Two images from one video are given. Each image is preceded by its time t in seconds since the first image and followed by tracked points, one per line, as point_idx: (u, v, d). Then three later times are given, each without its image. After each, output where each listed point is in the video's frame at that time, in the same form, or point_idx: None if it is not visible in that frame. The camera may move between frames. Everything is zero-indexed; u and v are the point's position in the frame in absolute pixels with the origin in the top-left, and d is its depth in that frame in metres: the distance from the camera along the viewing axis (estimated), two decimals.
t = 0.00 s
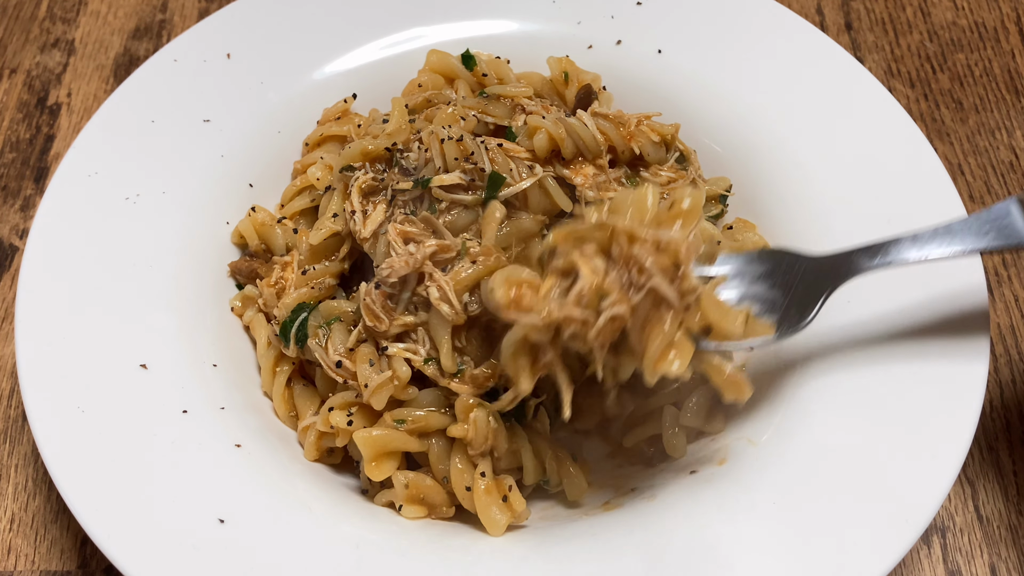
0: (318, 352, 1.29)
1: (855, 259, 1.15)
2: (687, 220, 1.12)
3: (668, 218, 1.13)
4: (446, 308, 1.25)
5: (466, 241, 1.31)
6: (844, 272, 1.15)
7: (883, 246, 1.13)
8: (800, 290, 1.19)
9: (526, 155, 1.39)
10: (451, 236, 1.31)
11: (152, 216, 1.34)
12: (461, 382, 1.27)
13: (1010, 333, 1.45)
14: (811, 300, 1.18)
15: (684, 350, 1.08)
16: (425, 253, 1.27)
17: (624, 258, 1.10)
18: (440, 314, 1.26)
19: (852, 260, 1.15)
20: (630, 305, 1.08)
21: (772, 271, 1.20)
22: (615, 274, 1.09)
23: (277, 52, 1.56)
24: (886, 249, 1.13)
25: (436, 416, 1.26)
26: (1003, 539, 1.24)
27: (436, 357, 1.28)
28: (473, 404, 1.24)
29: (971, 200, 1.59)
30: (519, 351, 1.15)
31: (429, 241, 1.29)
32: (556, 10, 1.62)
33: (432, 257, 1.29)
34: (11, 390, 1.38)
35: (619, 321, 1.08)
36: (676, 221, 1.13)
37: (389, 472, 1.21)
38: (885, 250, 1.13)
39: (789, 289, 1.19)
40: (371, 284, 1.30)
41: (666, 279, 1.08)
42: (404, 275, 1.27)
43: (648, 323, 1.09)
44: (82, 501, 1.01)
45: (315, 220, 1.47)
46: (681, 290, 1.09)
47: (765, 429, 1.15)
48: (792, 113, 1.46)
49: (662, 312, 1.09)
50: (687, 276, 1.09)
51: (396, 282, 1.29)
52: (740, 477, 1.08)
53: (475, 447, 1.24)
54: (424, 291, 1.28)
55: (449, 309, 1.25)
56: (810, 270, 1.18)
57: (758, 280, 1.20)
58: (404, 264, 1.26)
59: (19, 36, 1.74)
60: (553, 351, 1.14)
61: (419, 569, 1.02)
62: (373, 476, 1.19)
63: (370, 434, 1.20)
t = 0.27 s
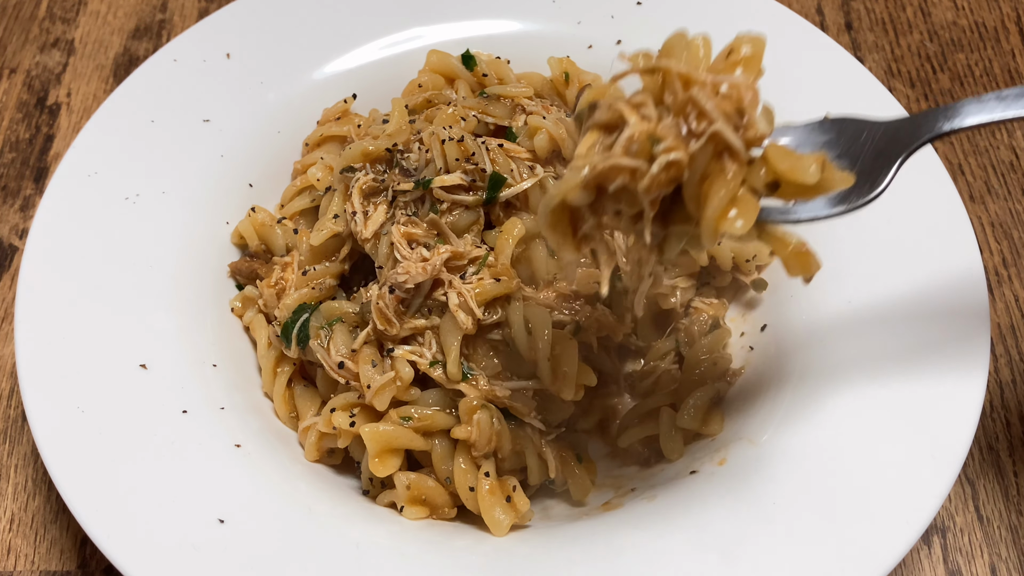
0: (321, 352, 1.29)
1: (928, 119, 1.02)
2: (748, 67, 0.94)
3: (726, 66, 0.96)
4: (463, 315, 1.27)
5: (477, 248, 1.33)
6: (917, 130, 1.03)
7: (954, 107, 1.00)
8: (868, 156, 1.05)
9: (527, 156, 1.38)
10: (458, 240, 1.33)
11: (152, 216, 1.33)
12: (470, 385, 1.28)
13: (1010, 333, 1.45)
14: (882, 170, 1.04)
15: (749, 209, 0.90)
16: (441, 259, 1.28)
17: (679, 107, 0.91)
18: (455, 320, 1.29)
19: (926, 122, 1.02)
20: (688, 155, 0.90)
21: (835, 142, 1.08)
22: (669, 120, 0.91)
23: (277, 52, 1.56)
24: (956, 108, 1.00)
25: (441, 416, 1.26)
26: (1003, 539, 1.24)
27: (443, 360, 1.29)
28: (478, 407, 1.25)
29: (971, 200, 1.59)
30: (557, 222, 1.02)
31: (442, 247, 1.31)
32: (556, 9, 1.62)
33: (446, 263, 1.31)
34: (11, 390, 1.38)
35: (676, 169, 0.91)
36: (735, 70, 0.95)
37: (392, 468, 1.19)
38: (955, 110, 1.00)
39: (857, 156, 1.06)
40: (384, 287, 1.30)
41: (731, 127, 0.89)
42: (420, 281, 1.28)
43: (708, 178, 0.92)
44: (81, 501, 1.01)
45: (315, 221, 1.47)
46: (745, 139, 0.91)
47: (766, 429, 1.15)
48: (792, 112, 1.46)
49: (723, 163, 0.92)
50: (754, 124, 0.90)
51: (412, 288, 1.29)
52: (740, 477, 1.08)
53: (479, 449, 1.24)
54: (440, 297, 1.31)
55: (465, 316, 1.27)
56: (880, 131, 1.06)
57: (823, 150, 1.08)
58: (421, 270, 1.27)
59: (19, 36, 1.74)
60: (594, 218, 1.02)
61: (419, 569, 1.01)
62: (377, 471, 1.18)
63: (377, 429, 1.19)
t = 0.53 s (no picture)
0: (322, 353, 1.29)
1: (940, 122, 1.05)
2: (756, 75, 0.97)
3: (733, 74, 0.98)
4: (467, 317, 1.26)
5: (479, 250, 1.33)
6: (927, 135, 1.06)
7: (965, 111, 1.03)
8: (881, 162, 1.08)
9: (528, 156, 1.37)
10: (459, 242, 1.33)
11: (152, 216, 1.33)
12: (473, 386, 1.28)
13: (1010, 333, 1.45)
14: (894, 176, 1.07)
15: (758, 225, 0.92)
16: (444, 261, 1.28)
17: (686, 121, 0.96)
18: (459, 321, 1.28)
19: (938, 126, 1.05)
20: (696, 169, 0.94)
21: (845, 146, 1.11)
22: (676, 133, 0.96)
23: (277, 51, 1.56)
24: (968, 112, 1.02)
25: (443, 416, 1.26)
26: (1003, 539, 1.24)
27: (445, 361, 1.29)
28: (480, 408, 1.25)
29: (971, 200, 1.59)
30: (563, 236, 1.07)
31: (446, 249, 1.30)
32: (556, 9, 1.62)
33: (449, 265, 1.31)
34: (11, 390, 1.38)
35: (683, 185, 0.95)
36: (742, 78, 0.97)
37: (394, 467, 1.20)
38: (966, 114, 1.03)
39: (869, 161, 1.09)
40: (387, 288, 1.30)
41: (737, 142, 0.93)
42: (424, 283, 1.27)
43: (717, 193, 0.96)
44: (81, 501, 1.01)
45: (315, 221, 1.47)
46: (753, 155, 0.94)
47: (766, 430, 1.15)
48: (792, 113, 1.46)
49: (732, 179, 0.95)
50: (763, 138, 0.93)
51: (415, 290, 1.29)
52: (741, 477, 1.08)
53: (480, 450, 1.24)
54: (443, 298, 1.31)
55: (469, 318, 1.26)
56: (891, 135, 1.08)
57: (833, 156, 1.11)
58: (425, 273, 1.27)
59: (19, 36, 1.74)
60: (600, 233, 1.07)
61: (419, 570, 1.01)
62: (379, 470, 1.18)
63: (380, 428, 1.20)
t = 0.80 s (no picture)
0: (322, 354, 1.29)
1: (905, 180, 1.07)
2: (725, 138, 1.05)
3: (704, 137, 1.05)
4: (469, 318, 1.25)
5: (479, 250, 1.32)
6: (893, 191, 1.08)
7: (930, 170, 1.05)
8: (848, 218, 1.10)
9: (528, 157, 1.37)
10: (459, 243, 1.33)
11: (152, 216, 1.33)
12: (474, 386, 1.28)
13: (1010, 333, 1.45)
14: (861, 233, 1.09)
15: (727, 283, 0.96)
16: (447, 263, 1.27)
17: (658, 186, 1.01)
18: (461, 322, 1.27)
19: (903, 181, 1.07)
20: (667, 232, 0.98)
21: (815, 200, 1.14)
22: (649, 198, 1.00)
23: (277, 51, 1.56)
24: (933, 171, 1.05)
25: (444, 416, 1.27)
26: (1003, 539, 1.24)
27: (447, 362, 1.29)
28: (480, 408, 1.26)
29: (971, 200, 1.59)
30: (543, 292, 1.12)
31: (447, 250, 1.29)
32: (556, 9, 1.62)
33: (450, 266, 1.30)
34: (11, 389, 1.38)
35: (655, 246, 0.99)
36: (713, 139, 1.05)
37: (395, 467, 1.19)
38: (931, 172, 1.05)
39: (837, 217, 1.11)
40: (388, 289, 1.29)
41: (707, 206, 0.97)
42: (426, 284, 1.27)
43: (688, 255, 0.99)
44: (81, 502, 1.00)
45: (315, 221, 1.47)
46: (721, 217, 0.98)
47: (765, 430, 1.15)
48: (792, 113, 1.46)
49: (702, 241, 0.98)
50: (731, 202, 0.98)
51: (417, 291, 1.29)
52: (742, 477, 1.08)
53: (481, 450, 1.25)
54: (445, 300, 1.30)
55: (471, 319, 1.25)
56: (858, 190, 1.11)
57: (803, 209, 1.14)
58: (426, 274, 1.26)
59: (19, 35, 1.74)
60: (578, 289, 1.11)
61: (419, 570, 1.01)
62: (381, 470, 1.18)
63: (381, 428, 1.19)
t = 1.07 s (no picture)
0: (323, 354, 1.29)
1: (888, 203, 1.08)
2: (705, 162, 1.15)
3: (685, 162, 1.15)
4: (469, 318, 1.24)
5: (480, 251, 1.32)
6: (877, 214, 1.09)
7: (913, 191, 1.06)
8: (832, 239, 1.13)
9: (528, 157, 1.39)
10: (459, 244, 1.33)
11: (152, 216, 1.33)
12: (475, 387, 1.27)
13: (1010, 333, 1.45)
14: (843, 255, 1.11)
15: (709, 309, 0.98)
16: (448, 263, 1.27)
17: (640, 213, 1.01)
18: (462, 323, 1.26)
19: (886, 205, 1.08)
20: (649, 258, 0.99)
21: (799, 222, 1.17)
22: (631, 224, 1.01)
23: (277, 51, 1.55)
24: (915, 193, 1.06)
25: (444, 415, 1.26)
26: (1004, 539, 1.24)
27: (447, 362, 1.29)
28: (481, 409, 1.25)
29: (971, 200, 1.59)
30: (528, 316, 1.07)
31: (448, 250, 1.29)
32: (556, 9, 1.62)
33: (451, 267, 1.30)
34: (11, 389, 1.38)
35: (637, 272, 0.99)
36: (695, 163, 1.15)
37: (396, 467, 1.19)
38: (914, 194, 1.06)
39: (821, 240, 1.14)
40: (389, 290, 1.29)
41: (688, 233, 0.98)
42: (427, 285, 1.27)
43: (670, 282, 1.00)
44: (81, 502, 1.00)
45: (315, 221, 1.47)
46: (703, 244, 1.00)
47: (766, 430, 1.14)
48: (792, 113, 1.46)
49: (684, 267, 0.99)
50: (712, 228, 0.99)
51: (418, 292, 1.28)
52: (742, 477, 1.08)
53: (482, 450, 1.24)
54: (447, 300, 1.29)
55: (473, 319, 1.24)
56: (842, 212, 1.13)
57: (787, 231, 1.17)
58: (427, 275, 1.26)
59: (19, 35, 1.74)
60: (561, 316, 1.08)
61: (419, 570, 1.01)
62: (382, 470, 1.18)
63: (382, 428, 1.19)
